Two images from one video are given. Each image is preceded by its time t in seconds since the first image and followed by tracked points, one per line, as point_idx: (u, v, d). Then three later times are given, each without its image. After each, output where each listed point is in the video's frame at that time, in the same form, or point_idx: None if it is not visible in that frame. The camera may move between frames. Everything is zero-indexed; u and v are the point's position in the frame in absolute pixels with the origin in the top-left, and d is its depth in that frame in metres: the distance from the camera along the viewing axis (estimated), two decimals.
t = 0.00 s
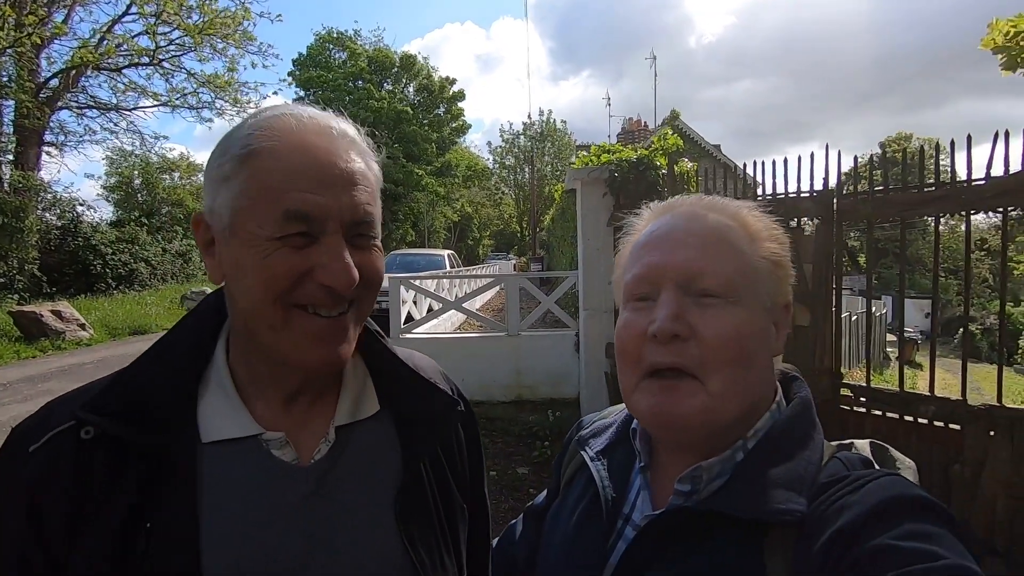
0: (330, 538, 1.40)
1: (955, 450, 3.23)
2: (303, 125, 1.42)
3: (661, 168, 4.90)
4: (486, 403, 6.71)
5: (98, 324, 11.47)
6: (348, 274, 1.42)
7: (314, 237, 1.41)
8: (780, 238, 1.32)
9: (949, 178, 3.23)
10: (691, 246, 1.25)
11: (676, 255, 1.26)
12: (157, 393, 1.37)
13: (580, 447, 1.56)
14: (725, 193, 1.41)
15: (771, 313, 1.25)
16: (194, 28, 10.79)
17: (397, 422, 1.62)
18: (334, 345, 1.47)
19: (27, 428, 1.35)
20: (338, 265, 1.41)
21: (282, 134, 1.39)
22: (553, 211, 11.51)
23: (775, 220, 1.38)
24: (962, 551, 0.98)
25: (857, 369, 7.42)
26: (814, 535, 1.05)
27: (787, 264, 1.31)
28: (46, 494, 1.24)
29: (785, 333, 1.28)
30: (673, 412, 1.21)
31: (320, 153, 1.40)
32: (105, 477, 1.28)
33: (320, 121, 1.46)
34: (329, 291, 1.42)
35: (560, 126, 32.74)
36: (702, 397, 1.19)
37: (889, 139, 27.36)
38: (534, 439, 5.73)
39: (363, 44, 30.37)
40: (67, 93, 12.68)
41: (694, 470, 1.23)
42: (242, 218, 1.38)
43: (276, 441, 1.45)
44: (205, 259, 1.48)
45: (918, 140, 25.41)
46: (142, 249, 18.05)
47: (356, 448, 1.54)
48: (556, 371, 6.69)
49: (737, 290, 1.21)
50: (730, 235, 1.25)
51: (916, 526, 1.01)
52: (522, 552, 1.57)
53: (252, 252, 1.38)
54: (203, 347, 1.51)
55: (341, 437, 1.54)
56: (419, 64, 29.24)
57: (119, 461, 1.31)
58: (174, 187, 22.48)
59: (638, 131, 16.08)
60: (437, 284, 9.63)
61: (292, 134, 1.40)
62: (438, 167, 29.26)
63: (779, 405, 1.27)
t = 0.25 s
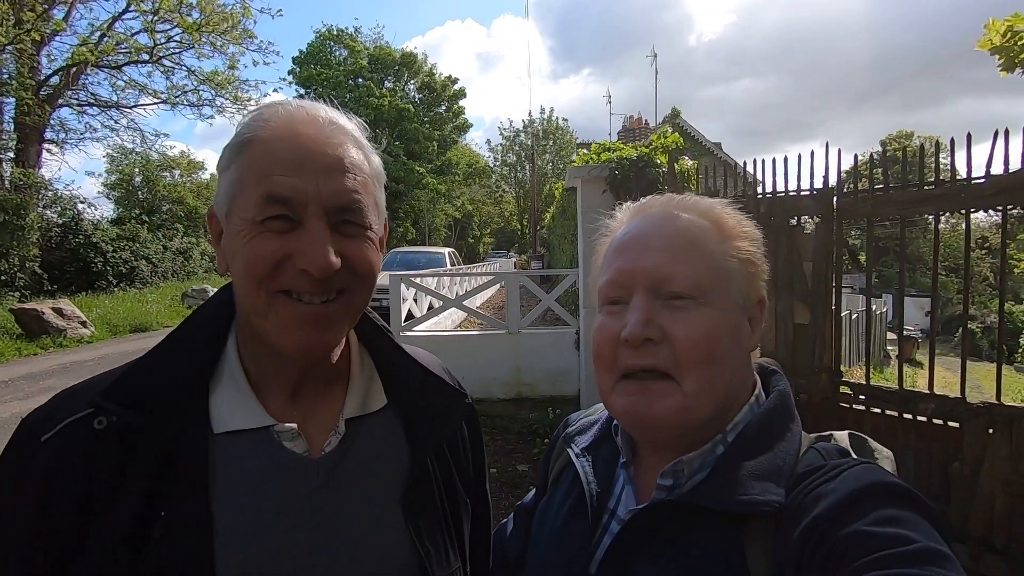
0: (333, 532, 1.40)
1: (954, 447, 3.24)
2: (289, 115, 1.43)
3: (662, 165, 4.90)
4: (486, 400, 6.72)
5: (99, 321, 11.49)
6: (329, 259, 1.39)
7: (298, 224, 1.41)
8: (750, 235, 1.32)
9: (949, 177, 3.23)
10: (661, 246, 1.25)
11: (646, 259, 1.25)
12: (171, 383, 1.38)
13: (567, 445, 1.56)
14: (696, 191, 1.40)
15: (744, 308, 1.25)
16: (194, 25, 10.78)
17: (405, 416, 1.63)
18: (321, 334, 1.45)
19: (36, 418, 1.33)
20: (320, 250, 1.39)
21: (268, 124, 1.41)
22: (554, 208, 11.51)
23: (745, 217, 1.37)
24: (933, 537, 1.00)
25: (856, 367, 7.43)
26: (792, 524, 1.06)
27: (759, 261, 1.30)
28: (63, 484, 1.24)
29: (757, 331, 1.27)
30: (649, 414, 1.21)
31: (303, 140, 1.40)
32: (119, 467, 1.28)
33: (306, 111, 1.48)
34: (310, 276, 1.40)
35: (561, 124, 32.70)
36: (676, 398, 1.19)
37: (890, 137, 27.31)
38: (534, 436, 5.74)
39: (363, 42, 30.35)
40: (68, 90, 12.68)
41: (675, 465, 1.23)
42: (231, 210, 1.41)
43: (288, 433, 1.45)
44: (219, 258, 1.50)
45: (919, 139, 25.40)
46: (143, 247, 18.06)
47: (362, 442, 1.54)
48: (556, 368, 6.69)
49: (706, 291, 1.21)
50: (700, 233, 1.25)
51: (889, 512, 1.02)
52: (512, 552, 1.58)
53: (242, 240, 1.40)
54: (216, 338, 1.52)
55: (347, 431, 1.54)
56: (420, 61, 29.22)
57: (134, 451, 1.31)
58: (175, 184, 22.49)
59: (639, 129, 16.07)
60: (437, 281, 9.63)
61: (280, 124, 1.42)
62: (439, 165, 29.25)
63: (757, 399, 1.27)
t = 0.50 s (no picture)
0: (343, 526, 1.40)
1: (959, 448, 3.23)
2: (293, 107, 1.44)
3: (666, 164, 4.89)
4: (488, 399, 6.71)
5: (101, 318, 11.50)
6: (334, 248, 1.39)
7: (303, 215, 1.41)
8: (755, 228, 1.31)
9: (956, 177, 3.22)
10: (664, 240, 1.24)
11: (652, 252, 1.25)
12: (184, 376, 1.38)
13: (571, 442, 1.55)
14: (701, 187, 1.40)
15: (751, 301, 1.24)
16: (198, 23, 10.78)
17: (414, 409, 1.63)
18: (328, 325, 1.44)
19: (47, 411, 1.33)
20: (327, 241, 1.39)
21: (273, 116, 1.42)
22: (556, 208, 11.50)
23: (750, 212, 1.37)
24: (943, 531, 1.00)
25: (859, 367, 7.41)
26: (802, 520, 1.06)
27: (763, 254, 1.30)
28: (78, 475, 1.24)
29: (765, 326, 1.27)
30: (655, 408, 1.20)
31: (308, 131, 1.41)
32: (132, 460, 1.29)
33: (310, 103, 1.48)
34: (316, 266, 1.38)
35: (564, 123, 32.69)
36: (682, 392, 1.18)
37: (893, 137, 27.23)
38: (537, 435, 5.74)
39: (367, 40, 30.34)
40: (72, 87, 12.68)
41: (683, 462, 1.21)
42: (237, 202, 1.41)
43: (300, 425, 1.45)
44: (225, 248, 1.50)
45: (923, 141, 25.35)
46: (146, 244, 18.09)
47: (373, 437, 1.54)
48: (558, 367, 6.69)
49: (712, 285, 1.20)
50: (704, 227, 1.25)
51: (899, 507, 1.01)
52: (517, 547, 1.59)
53: (248, 233, 1.39)
54: (227, 331, 1.51)
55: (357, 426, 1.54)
56: (423, 60, 29.22)
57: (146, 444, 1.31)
58: (178, 182, 22.50)
59: (641, 128, 16.04)
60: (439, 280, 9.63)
61: (283, 116, 1.43)
62: (441, 164, 29.24)
63: (764, 395, 1.27)
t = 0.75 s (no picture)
0: (346, 525, 1.40)
1: (962, 450, 3.22)
2: (298, 103, 1.44)
3: (668, 164, 4.89)
4: (489, 398, 6.72)
5: (102, 315, 11.51)
6: (338, 246, 1.38)
7: (307, 212, 1.40)
8: (769, 229, 1.31)
9: (959, 178, 3.21)
10: (678, 239, 1.24)
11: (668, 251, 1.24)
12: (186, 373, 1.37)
13: (572, 444, 1.54)
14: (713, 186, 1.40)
15: (764, 303, 1.23)
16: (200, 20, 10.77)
17: (416, 407, 1.62)
18: (332, 324, 1.43)
19: (46, 410, 1.32)
20: (331, 239, 1.39)
21: (277, 113, 1.41)
22: (558, 207, 11.50)
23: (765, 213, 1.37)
24: (952, 535, 0.99)
25: (861, 368, 7.41)
26: (808, 523, 1.05)
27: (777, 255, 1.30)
28: (78, 476, 1.24)
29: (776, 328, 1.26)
30: (668, 408, 1.19)
31: (311, 129, 1.41)
32: (132, 459, 1.28)
33: (314, 99, 1.48)
34: (319, 265, 1.38)
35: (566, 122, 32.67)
36: (699, 394, 1.17)
37: (896, 138, 27.23)
38: (538, 434, 5.74)
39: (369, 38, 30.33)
40: (74, 83, 12.68)
41: (688, 464, 1.23)
42: (242, 198, 1.40)
43: (301, 424, 1.45)
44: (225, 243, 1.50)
45: (927, 142, 25.31)
46: (147, 241, 18.09)
47: (376, 436, 1.54)
48: (559, 367, 6.68)
49: (729, 285, 1.20)
50: (720, 226, 1.24)
51: (907, 510, 1.01)
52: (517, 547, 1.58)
53: (251, 231, 1.39)
54: (228, 327, 1.51)
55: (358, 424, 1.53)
56: (426, 58, 29.20)
57: (147, 444, 1.31)
58: (180, 179, 22.51)
59: (644, 128, 16.03)
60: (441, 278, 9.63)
61: (287, 111, 1.43)
62: (442, 162, 29.23)
63: (767, 396, 1.27)
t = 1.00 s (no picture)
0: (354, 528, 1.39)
1: (957, 450, 3.25)
2: (321, 92, 1.43)
3: (663, 166, 4.91)
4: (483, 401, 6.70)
5: (89, 319, 11.37)
6: (357, 236, 1.38)
7: (328, 202, 1.40)
8: (820, 227, 1.32)
9: (952, 179, 3.24)
10: (733, 232, 1.23)
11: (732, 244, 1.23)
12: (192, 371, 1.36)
13: (587, 445, 1.52)
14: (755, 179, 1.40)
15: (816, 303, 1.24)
16: (189, 21, 10.69)
17: (426, 409, 1.63)
18: (349, 316, 1.42)
19: (45, 404, 1.30)
20: (353, 231, 1.39)
21: (301, 101, 1.41)
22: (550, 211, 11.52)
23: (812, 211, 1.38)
24: (992, 548, 0.98)
25: (853, 371, 7.45)
26: (842, 528, 1.05)
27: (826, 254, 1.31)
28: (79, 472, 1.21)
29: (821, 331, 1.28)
30: (730, 408, 1.17)
31: (334, 118, 1.41)
32: (136, 460, 1.26)
33: (336, 88, 1.48)
34: (339, 254, 1.37)
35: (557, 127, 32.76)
36: (766, 395, 1.17)
37: (882, 142, 27.51)
38: (533, 437, 5.72)
39: (360, 42, 30.26)
40: (60, 84, 12.53)
41: (720, 467, 1.22)
42: (262, 187, 1.39)
43: (311, 425, 1.44)
44: (239, 236, 1.50)
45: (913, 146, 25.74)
46: (135, 245, 17.91)
47: (384, 437, 1.52)
48: (554, 369, 6.68)
49: (794, 285, 1.21)
50: (776, 220, 1.24)
51: (947, 521, 1.00)
52: (525, 550, 1.58)
53: (266, 218, 1.38)
54: (235, 324, 1.50)
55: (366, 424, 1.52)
56: (417, 62, 29.18)
57: (150, 441, 1.29)
58: (168, 182, 22.31)
59: (635, 132, 16.10)
60: (434, 281, 9.60)
61: (310, 100, 1.42)
62: (433, 166, 29.19)
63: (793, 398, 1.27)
